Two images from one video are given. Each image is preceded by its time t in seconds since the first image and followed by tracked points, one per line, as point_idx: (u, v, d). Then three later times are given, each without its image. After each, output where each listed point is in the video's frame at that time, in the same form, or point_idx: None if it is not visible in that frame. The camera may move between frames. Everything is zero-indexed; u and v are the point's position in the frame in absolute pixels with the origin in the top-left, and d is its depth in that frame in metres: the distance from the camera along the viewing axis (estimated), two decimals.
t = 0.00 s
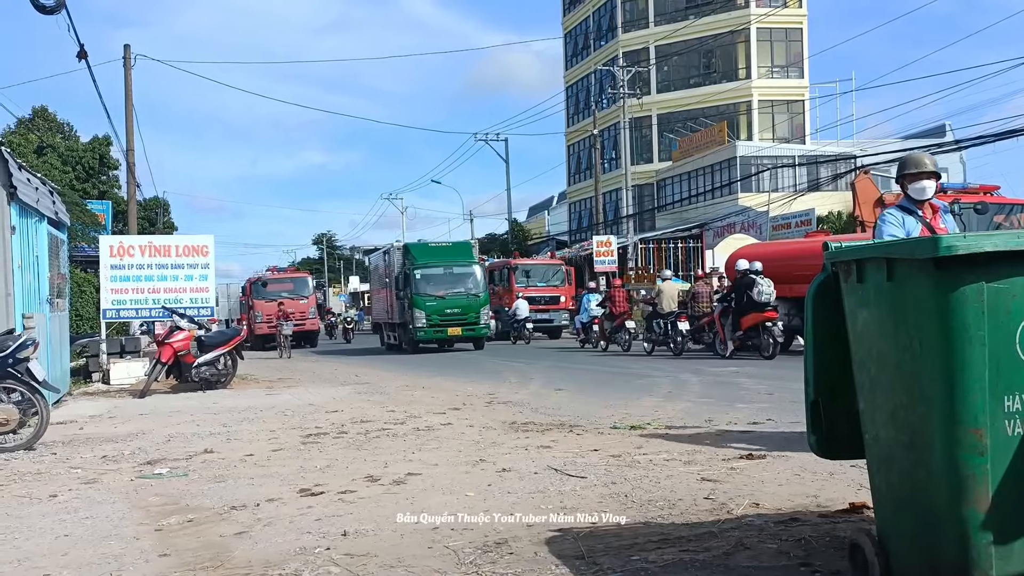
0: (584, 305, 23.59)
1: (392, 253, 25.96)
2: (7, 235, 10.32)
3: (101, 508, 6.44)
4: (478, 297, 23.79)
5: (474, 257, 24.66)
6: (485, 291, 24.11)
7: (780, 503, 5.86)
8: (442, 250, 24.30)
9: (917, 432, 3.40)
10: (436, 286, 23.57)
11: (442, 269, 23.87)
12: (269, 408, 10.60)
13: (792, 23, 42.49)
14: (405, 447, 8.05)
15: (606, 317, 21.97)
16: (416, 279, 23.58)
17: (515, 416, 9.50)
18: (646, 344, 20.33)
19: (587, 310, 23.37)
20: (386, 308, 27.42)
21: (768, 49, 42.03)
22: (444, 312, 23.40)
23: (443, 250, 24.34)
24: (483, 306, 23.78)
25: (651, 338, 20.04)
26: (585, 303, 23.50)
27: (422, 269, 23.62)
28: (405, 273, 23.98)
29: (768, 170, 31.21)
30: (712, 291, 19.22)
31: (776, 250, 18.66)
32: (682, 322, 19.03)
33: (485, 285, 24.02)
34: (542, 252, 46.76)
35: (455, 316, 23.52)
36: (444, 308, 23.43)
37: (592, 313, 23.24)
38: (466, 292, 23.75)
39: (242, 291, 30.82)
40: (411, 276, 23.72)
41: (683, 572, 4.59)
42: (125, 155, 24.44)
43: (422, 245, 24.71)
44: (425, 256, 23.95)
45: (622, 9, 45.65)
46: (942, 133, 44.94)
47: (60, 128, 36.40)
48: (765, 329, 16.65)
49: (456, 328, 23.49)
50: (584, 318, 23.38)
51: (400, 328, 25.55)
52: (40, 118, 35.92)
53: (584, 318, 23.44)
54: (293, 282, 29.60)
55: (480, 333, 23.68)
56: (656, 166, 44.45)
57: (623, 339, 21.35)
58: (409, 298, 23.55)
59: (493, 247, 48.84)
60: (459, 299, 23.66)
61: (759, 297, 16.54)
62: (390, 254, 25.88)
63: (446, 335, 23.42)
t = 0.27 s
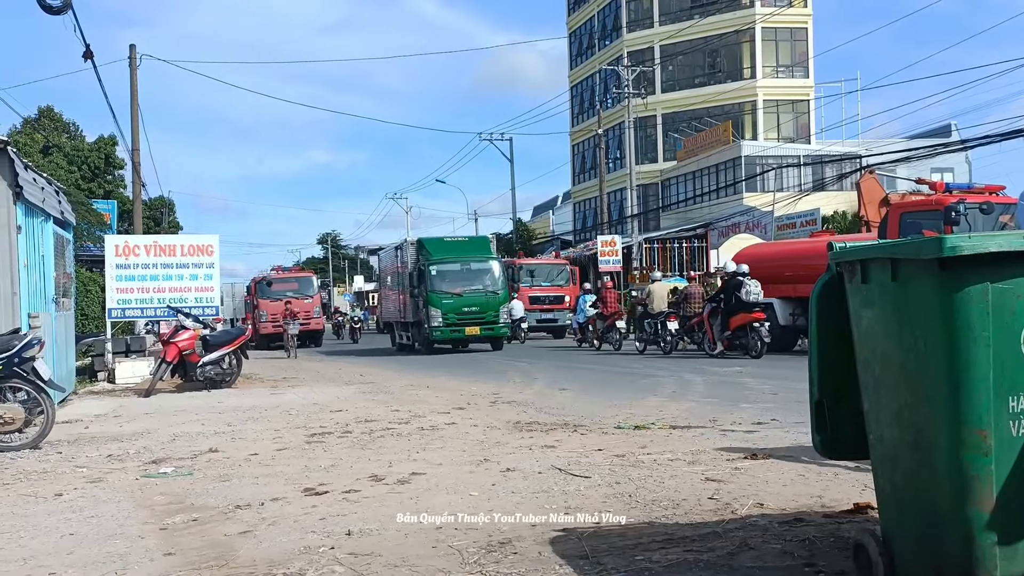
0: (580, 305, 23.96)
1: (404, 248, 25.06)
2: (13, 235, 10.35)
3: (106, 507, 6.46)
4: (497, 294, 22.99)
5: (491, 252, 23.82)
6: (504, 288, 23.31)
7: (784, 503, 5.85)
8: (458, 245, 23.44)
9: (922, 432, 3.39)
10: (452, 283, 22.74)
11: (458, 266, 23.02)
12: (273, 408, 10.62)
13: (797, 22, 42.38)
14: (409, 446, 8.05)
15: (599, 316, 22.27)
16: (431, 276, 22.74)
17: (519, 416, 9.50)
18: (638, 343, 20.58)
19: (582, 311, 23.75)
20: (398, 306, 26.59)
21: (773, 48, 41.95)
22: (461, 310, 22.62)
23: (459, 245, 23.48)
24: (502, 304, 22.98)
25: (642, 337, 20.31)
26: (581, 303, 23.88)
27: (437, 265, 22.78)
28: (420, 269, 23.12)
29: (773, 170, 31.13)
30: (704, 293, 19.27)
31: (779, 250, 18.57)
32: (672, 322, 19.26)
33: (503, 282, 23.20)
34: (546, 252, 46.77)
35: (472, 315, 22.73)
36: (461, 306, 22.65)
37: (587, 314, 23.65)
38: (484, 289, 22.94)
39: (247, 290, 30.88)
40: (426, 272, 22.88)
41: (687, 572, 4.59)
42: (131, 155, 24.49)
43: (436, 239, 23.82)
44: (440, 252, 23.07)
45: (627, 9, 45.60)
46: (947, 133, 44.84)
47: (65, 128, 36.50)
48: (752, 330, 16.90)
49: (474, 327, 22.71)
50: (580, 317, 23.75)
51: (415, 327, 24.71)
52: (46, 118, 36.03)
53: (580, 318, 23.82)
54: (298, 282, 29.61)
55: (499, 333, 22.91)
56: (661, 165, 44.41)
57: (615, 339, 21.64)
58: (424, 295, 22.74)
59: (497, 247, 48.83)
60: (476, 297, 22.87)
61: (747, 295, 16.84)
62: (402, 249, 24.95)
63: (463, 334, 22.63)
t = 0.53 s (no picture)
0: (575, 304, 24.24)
1: (417, 243, 23.84)
2: (17, 234, 10.36)
3: (110, 507, 6.46)
4: (517, 292, 21.95)
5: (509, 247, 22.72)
6: (524, 285, 22.27)
7: (787, 503, 5.84)
8: (474, 240, 22.30)
9: (923, 432, 3.38)
10: (470, 280, 21.62)
11: (477, 262, 21.89)
12: (275, 407, 10.63)
13: (800, 22, 42.34)
14: (412, 446, 8.06)
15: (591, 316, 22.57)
16: (448, 272, 21.58)
17: (522, 416, 9.50)
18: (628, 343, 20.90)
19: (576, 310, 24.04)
20: (409, 305, 25.38)
21: (776, 48, 41.92)
22: (480, 309, 21.55)
23: (476, 240, 22.35)
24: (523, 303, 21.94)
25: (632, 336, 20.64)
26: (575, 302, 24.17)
27: (455, 260, 21.63)
28: (435, 264, 21.96)
29: (776, 170, 31.10)
30: (696, 293, 19.48)
31: (782, 249, 18.55)
32: (661, 322, 19.59)
33: (523, 279, 22.15)
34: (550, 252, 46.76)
35: (492, 314, 21.68)
36: (480, 304, 21.57)
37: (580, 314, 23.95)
38: (504, 286, 21.88)
39: (251, 289, 30.91)
40: (443, 268, 21.72)
41: (689, 572, 4.58)
42: (134, 155, 24.53)
43: (452, 233, 22.64)
44: (458, 247, 21.91)
45: (629, 9, 45.58)
46: (951, 133, 44.81)
47: (69, 128, 36.58)
48: (739, 330, 17.28)
49: (494, 326, 21.64)
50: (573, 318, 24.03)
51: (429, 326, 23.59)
52: (49, 118, 36.10)
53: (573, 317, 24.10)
54: (302, 281, 29.61)
55: (520, 333, 21.89)
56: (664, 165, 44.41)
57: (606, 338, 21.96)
58: (441, 293, 21.61)
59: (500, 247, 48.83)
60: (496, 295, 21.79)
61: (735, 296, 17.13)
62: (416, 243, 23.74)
63: (482, 334, 21.57)
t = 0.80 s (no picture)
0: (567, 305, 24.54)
1: (431, 237, 22.53)
2: (19, 234, 10.37)
3: (110, 507, 6.46)
4: (541, 291, 20.79)
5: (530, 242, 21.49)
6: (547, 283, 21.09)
7: (788, 504, 5.83)
8: (494, 234, 21.06)
9: (924, 432, 3.38)
10: (490, 277, 20.43)
11: (497, 257, 20.68)
12: (276, 407, 10.63)
13: (803, 23, 42.36)
14: (413, 446, 8.05)
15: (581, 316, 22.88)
16: (467, 268, 20.35)
17: (523, 416, 9.49)
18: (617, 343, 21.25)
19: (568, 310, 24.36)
20: (423, 302, 24.15)
21: (778, 49, 41.92)
22: (501, 308, 20.39)
23: (496, 234, 21.11)
24: (547, 302, 20.83)
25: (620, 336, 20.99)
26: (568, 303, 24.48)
27: (475, 256, 20.40)
28: (453, 260, 20.71)
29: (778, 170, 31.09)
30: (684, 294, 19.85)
31: (784, 250, 18.54)
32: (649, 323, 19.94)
33: (546, 276, 20.99)
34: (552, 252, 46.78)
35: (514, 314, 20.53)
36: (501, 303, 20.43)
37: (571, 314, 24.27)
38: (526, 285, 20.72)
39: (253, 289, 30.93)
40: (461, 264, 20.50)
41: (689, 572, 4.58)
42: (136, 155, 24.56)
43: (470, 226, 21.36)
44: (477, 241, 20.66)
45: (632, 9, 45.52)
46: (954, 133, 44.79)
47: (71, 128, 36.61)
48: (725, 330, 17.64)
49: (516, 327, 20.51)
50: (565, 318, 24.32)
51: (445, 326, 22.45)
52: (51, 118, 36.16)
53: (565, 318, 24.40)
54: (303, 282, 29.62)
55: (544, 334, 20.75)
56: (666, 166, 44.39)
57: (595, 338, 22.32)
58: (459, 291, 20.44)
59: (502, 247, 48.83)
60: (519, 294, 20.64)
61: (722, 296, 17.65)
62: (431, 237, 22.45)
63: (503, 335, 20.42)
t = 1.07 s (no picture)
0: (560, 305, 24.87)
1: (446, 232, 21.35)
2: (22, 234, 10.39)
3: (113, 506, 6.48)
4: (570, 288, 19.73)
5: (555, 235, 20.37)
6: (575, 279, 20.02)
7: (790, 505, 5.82)
8: (517, 227, 19.93)
9: (927, 434, 3.37)
10: (514, 274, 19.35)
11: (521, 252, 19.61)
12: (278, 408, 10.67)
13: (806, 23, 42.31)
14: (414, 447, 8.05)
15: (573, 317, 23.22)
16: (490, 265, 19.27)
17: (525, 416, 9.50)
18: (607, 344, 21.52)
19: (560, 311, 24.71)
20: (439, 300, 22.99)
21: (782, 49, 41.87)
22: (527, 307, 19.35)
23: (519, 227, 20.01)
24: (574, 301, 19.76)
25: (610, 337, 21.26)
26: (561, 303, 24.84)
27: (498, 252, 19.32)
28: (474, 255, 19.61)
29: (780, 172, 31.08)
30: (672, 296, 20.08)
31: (786, 251, 18.57)
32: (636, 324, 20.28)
33: (573, 272, 19.90)
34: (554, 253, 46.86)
35: (540, 313, 19.50)
36: (527, 302, 19.36)
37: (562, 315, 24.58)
38: (553, 281, 19.63)
39: (256, 289, 30.96)
40: (484, 259, 19.39)
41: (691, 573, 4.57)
42: (140, 155, 24.59)
43: (490, 219, 20.26)
44: (499, 235, 19.59)
45: (635, 10, 45.46)
46: (957, 134, 44.77)
47: (75, 128, 36.68)
48: (711, 331, 17.88)
49: (542, 327, 19.46)
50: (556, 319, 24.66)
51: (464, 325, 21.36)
52: (55, 118, 36.24)
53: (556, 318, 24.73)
54: (306, 282, 29.65)
55: (573, 334, 19.70)
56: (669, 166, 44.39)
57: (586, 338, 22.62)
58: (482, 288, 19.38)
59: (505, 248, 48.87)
60: (545, 292, 19.58)
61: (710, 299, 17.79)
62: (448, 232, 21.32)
63: (529, 336, 19.37)
